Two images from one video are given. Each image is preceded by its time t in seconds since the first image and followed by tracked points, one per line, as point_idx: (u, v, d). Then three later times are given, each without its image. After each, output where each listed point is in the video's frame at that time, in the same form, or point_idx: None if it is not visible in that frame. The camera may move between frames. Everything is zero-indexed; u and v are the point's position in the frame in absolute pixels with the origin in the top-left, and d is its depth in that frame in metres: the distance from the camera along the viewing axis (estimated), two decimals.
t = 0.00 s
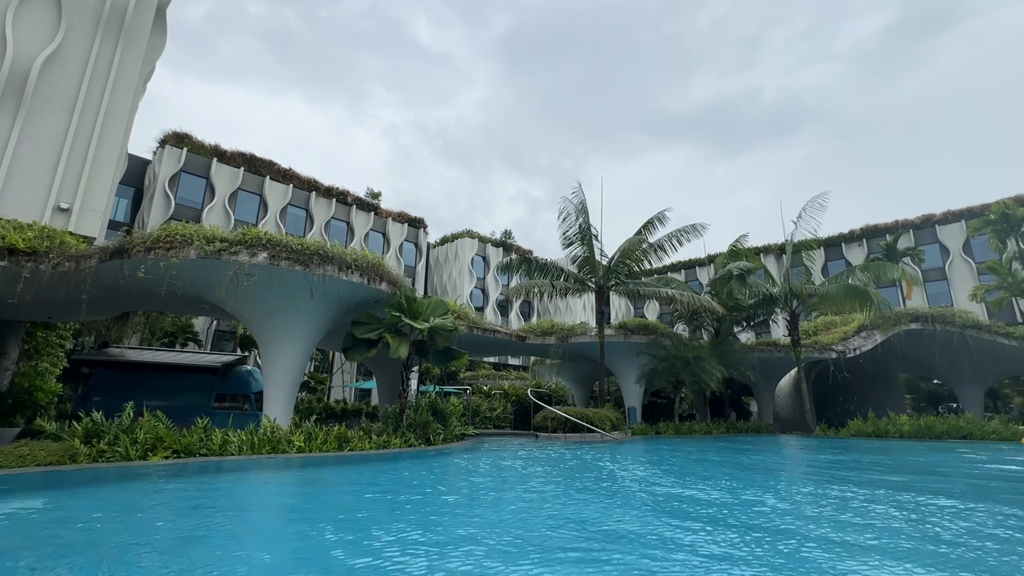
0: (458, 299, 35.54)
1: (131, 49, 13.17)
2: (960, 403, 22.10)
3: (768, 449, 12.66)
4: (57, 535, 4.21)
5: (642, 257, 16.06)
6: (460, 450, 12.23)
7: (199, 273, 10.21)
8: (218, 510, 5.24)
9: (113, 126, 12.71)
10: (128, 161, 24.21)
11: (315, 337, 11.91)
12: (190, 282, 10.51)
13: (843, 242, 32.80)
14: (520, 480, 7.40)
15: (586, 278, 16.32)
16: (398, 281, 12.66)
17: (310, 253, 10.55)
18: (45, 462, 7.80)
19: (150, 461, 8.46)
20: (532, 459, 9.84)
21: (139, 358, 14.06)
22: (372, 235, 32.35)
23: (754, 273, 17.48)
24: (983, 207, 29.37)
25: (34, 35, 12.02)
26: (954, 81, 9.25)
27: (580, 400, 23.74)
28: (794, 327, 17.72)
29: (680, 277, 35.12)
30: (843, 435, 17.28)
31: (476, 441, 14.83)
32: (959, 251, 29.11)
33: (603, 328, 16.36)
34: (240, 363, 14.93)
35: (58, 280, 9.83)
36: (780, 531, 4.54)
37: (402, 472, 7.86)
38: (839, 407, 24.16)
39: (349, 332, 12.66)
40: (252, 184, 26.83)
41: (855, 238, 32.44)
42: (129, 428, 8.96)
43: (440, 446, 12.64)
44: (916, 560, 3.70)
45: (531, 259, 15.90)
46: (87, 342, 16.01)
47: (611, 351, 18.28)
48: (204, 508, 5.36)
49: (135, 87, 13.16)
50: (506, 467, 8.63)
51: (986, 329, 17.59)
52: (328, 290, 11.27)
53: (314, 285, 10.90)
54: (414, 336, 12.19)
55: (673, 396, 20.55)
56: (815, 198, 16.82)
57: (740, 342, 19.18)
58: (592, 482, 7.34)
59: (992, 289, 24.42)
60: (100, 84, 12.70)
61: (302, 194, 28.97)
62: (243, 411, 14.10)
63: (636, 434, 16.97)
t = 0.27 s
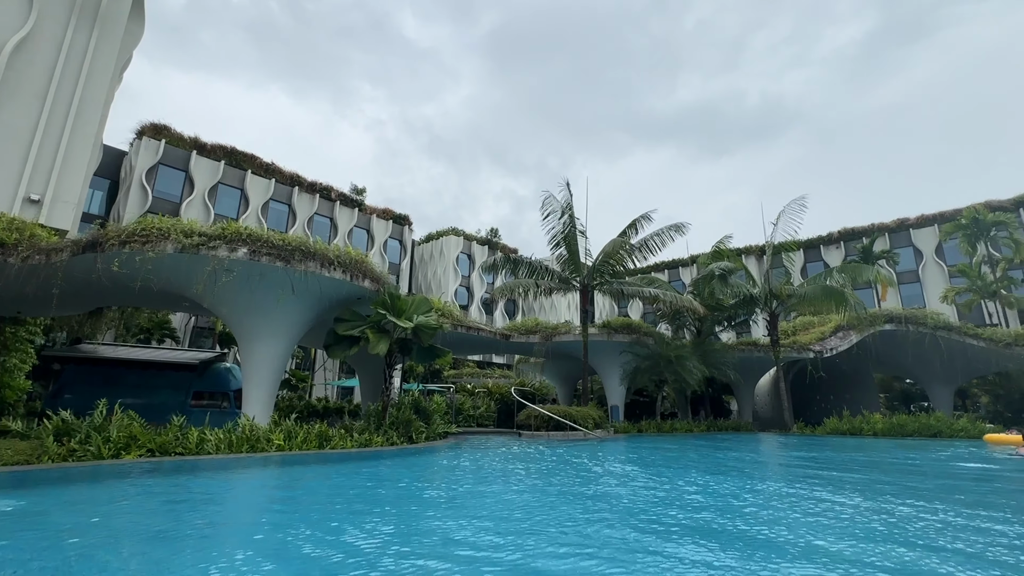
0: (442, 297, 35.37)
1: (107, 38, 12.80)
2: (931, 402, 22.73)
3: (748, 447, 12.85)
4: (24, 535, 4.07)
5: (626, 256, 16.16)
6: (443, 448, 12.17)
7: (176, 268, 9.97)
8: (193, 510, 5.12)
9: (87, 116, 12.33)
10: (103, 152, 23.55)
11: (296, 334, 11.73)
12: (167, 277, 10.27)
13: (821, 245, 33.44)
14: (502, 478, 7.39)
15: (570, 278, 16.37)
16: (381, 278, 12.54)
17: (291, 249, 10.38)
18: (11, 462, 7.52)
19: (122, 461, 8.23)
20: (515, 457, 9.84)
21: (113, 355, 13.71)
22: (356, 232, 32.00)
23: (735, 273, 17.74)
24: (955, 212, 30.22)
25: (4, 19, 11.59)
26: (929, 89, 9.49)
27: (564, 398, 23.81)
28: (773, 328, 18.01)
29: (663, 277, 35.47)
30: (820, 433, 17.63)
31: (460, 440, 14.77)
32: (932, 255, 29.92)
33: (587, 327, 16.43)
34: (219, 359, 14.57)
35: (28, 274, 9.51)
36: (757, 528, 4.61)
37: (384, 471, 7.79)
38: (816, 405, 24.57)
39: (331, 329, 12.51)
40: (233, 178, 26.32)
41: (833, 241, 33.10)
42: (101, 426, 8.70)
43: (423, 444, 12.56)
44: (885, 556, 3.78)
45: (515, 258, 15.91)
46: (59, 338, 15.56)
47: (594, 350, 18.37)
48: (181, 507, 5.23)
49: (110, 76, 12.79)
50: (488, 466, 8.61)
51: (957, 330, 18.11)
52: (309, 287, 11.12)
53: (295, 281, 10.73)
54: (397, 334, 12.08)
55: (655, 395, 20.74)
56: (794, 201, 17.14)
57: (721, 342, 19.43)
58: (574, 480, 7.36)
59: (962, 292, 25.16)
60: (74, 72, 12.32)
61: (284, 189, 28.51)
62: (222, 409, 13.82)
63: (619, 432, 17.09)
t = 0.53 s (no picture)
0: (427, 294, 35.17)
1: (82, 25, 12.40)
2: (904, 401, 23.33)
3: (728, 444, 13.04)
4: None
5: (610, 256, 16.23)
6: (426, 446, 12.11)
7: (153, 263, 9.73)
8: (168, 509, 4.99)
9: (60, 105, 11.94)
10: (78, 143, 22.88)
11: (277, 331, 11.55)
12: (144, 271, 10.03)
13: (801, 247, 34.04)
14: (486, 476, 7.37)
15: (555, 276, 16.40)
16: (365, 275, 12.40)
17: (273, 244, 10.20)
18: None
19: (95, 459, 8.00)
20: (498, 455, 9.83)
21: (86, 351, 13.30)
22: (340, 228, 31.63)
23: (717, 273, 17.98)
24: (930, 216, 31.02)
25: None
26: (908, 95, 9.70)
27: (548, 397, 23.87)
28: (754, 327, 18.28)
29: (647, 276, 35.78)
30: (798, 431, 17.98)
31: (443, 438, 14.70)
32: (907, 258, 30.67)
33: (571, 326, 16.48)
34: (197, 357, 14.35)
35: None
36: (737, 525, 4.67)
37: (367, 469, 7.72)
38: (794, 404, 25.25)
39: (313, 326, 12.34)
40: (213, 171, 25.79)
41: (812, 243, 33.72)
42: (73, 425, 8.45)
43: (406, 442, 12.48)
44: (861, 551, 3.84)
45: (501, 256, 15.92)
46: (30, 334, 15.11)
47: (578, 348, 18.45)
48: (156, 507, 5.11)
49: (85, 64, 12.40)
50: (472, 464, 8.59)
51: (930, 331, 18.58)
52: (291, 283, 10.94)
53: (276, 277, 10.55)
54: (381, 331, 11.96)
55: (638, 393, 20.91)
56: (774, 202, 17.41)
57: (703, 341, 19.66)
58: (558, 478, 7.38)
59: (935, 294, 25.85)
60: (47, 60, 11.91)
61: (266, 184, 28.03)
62: (199, 407, 13.54)
63: (602, 430, 17.21)
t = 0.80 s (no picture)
0: (412, 292, 34.96)
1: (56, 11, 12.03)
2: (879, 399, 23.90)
3: (709, 442, 13.20)
4: None
5: (595, 255, 16.31)
6: (409, 445, 12.03)
7: (129, 257, 9.50)
8: (142, 509, 4.86)
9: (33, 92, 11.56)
10: (51, 132, 22.22)
11: (258, 327, 11.37)
12: (119, 266, 9.78)
13: (782, 248, 34.62)
14: (470, 474, 7.34)
15: (541, 275, 16.43)
16: (348, 272, 12.26)
17: (254, 239, 10.02)
18: None
19: (67, 458, 7.78)
20: (482, 453, 9.81)
21: (58, 347, 12.85)
22: (323, 224, 31.24)
23: (700, 273, 18.19)
24: (906, 219, 31.79)
25: None
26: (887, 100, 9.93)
27: (532, 395, 23.91)
28: (735, 327, 18.53)
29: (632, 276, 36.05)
30: (777, 429, 18.29)
31: (426, 436, 14.63)
32: (883, 260, 31.40)
33: (556, 324, 16.51)
34: (175, 353, 14.05)
35: None
36: (717, 521, 4.74)
37: (349, 467, 7.64)
38: (774, 402, 25.76)
39: (295, 323, 12.17)
40: (193, 165, 25.27)
41: (793, 244, 34.32)
42: (43, 422, 8.20)
43: (389, 440, 12.39)
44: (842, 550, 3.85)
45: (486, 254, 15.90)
46: None
47: (563, 347, 18.52)
48: (131, 506, 5.00)
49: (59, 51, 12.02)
50: (455, 462, 8.57)
51: (904, 331, 19.03)
52: (272, 279, 10.76)
53: (257, 272, 10.37)
54: (365, 329, 11.83)
55: (621, 392, 21.06)
56: (756, 204, 17.67)
57: (686, 340, 19.88)
58: (541, 475, 7.40)
59: (910, 296, 26.51)
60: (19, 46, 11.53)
61: (248, 178, 27.55)
62: (177, 405, 13.31)
63: (585, 428, 17.29)
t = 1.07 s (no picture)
0: (397, 289, 34.71)
1: None
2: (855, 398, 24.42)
3: (690, 440, 13.34)
4: None
5: (581, 254, 16.36)
6: (392, 443, 11.94)
7: (105, 250, 9.25)
8: (117, 509, 4.72)
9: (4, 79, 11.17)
10: (24, 122, 21.54)
11: (239, 324, 11.16)
12: (95, 260, 9.53)
13: (764, 249, 35.15)
14: (456, 473, 7.28)
15: (526, 274, 16.42)
16: (332, 268, 12.11)
17: (235, 234, 9.83)
18: None
19: (38, 457, 7.55)
20: (465, 451, 9.77)
21: (30, 342, 12.35)
22: (307, 220, 30.83)
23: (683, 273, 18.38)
24: (883, 222, 32.51)
25: None
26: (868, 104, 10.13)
27: (517, 393, 23.94)
28: (718, 327, 18.76)
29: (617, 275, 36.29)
30: (757, 427, 18.57)
31: (410, 434, 14.54)
32: (861, 262, 32.07)
33: (541, 323, 16.53)
34: (152, 350, 13.75)
35: None
36: (699, 518, 4.78)
37: (331, 465, 7.55)
38: (754, 401, 26.18)
39: (277, 319, 11.98)
40: (173, 157, 24.74)
41: (775, 246, 34.87)
42: (13, 420, 7.94)
43: (371, 439, 12.28)
44: (825, 549, 3.83)
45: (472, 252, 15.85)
46: None
47: (547, 345, 18.56)
48: (105, 505, 4.87)
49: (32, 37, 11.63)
50: (438, 460, 8.52)
51: (880, 332, 19.46)
52: (254, 275, 10.57)
53: (238, 268, 10.17)
54: (348, 326, 11.69)
55: (605, 390, 21.18)
56: (738, 206, 17.91)
57: (669, 339, 20.06)
58: (525, 473, 7.39)
59: (886, 297, 27.13)
60: None
61: (230, 172, 27.06)
62: (154, 402, 13.10)
63: (569, 426, 17.36)
